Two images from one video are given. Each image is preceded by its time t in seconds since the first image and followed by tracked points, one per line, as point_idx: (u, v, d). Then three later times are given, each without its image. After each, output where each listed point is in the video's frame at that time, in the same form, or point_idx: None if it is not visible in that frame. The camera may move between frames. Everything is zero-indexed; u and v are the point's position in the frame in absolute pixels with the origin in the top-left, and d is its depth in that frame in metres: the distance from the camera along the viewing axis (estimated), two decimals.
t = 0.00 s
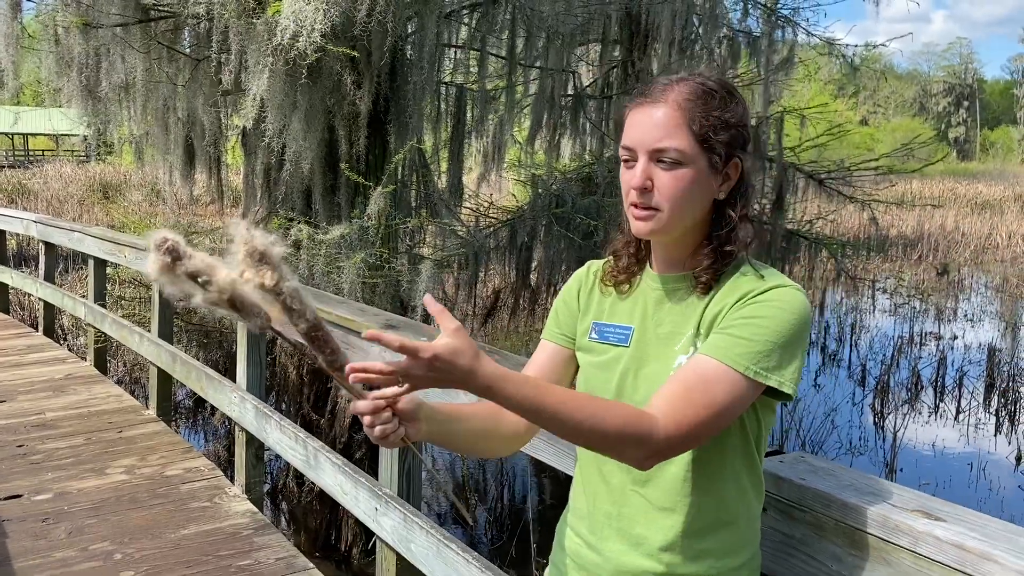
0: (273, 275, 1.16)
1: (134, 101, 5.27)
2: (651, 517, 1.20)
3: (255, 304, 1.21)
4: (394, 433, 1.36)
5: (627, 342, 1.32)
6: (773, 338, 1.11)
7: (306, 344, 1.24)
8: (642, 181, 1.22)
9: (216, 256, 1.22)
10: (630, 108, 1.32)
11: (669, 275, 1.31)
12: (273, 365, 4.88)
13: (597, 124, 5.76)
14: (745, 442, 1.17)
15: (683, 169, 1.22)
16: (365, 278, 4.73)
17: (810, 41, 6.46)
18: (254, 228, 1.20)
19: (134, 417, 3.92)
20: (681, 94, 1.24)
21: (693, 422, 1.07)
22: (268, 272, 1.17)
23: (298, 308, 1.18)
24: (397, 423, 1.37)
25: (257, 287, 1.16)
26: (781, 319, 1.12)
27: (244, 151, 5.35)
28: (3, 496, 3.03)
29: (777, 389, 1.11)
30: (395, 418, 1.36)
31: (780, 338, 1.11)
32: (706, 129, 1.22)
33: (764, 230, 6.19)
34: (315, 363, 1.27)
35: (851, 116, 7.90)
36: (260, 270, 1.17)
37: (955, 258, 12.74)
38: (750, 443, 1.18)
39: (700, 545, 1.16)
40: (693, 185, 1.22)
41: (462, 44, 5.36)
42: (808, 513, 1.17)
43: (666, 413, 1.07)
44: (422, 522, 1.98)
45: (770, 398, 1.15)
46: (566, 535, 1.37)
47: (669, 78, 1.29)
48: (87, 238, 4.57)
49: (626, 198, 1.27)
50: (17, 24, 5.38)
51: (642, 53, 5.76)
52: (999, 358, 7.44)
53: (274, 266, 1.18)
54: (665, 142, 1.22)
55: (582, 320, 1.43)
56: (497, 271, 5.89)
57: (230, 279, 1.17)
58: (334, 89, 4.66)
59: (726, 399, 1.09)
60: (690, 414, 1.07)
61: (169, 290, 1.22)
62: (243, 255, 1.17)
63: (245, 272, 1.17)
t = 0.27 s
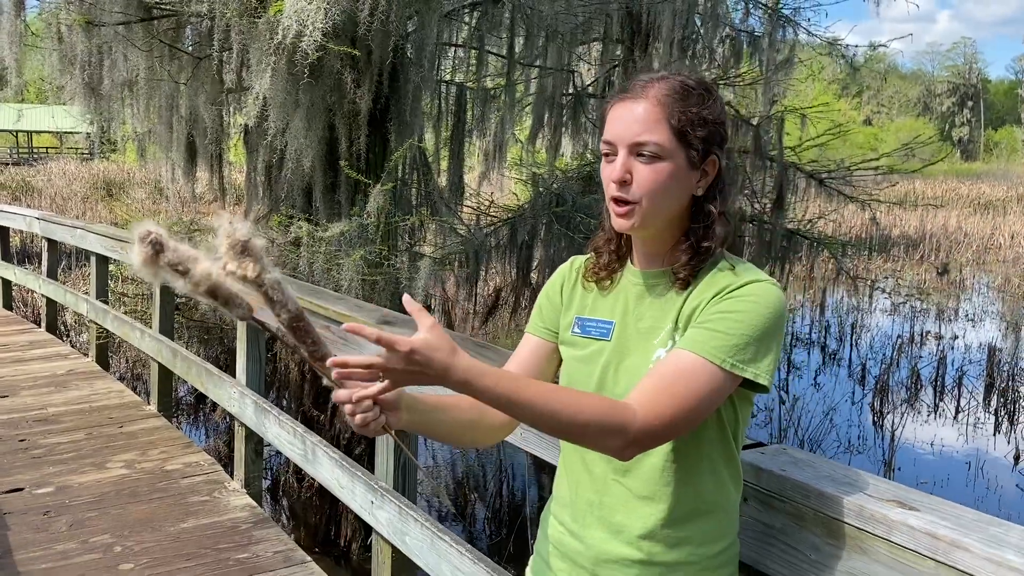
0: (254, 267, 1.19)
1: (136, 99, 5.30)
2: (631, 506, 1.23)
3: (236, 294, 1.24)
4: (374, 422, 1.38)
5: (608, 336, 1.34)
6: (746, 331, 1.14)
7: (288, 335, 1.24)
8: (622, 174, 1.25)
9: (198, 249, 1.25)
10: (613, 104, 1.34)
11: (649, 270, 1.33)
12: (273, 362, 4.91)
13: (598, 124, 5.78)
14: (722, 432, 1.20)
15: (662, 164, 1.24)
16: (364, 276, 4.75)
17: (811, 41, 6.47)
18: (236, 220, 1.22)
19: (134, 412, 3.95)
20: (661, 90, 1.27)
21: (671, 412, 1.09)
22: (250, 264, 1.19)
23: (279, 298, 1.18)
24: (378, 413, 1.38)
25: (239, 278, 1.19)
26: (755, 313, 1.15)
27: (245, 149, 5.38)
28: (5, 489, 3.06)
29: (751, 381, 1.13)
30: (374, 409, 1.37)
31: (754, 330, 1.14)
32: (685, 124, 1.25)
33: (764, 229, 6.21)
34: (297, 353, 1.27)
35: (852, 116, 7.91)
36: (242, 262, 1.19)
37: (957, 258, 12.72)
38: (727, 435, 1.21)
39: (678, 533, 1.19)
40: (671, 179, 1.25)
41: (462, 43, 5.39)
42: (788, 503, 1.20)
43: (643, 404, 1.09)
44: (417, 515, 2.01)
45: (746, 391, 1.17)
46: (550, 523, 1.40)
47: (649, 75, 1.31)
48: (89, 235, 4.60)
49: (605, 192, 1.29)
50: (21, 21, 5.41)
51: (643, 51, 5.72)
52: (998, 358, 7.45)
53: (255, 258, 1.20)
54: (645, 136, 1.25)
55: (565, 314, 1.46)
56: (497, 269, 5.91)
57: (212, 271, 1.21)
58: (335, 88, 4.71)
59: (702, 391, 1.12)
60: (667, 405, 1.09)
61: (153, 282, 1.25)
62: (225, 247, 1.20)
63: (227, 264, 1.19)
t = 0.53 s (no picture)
0: (249, 261, 1.17)
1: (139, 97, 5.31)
2: (625, 502, 1.23)
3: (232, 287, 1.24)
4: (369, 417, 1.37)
5: (602, 333, 1.35)
6: (738, 328, 1.14)
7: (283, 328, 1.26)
8: (617, 174, 1.26)
9: (196, 241, 1.25)
10: (606, 103, 1.35)
11: (643, 267, 1.34)
12: (274, 359, 4.92)
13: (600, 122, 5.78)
14: (716, 429, 1.20)
15: (656, 163, 1.25)
16: (366, 274, 4.76)
17: (814, 40, 6.46)
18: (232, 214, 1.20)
19: (136, 409, 3.96)
20: (653, 89, 1.28)
21: (664, 410, 1.09)
22: (246, 259, 1.17)
23: (273, 293, 1.19)
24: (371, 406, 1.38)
25: (234, 272, 1.18)
26: (747, 310, 1.15)
27: (248, 148, 5.38)
28: (7, 485, 3.08)
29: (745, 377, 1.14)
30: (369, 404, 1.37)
31: (746, 327, 1.14)
32: (678, 122, 1.25)
33: (766, 228, 6.20)
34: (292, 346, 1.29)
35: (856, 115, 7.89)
36: (237, 256, 1.17)
37: (961, 257, 12.69)
38: (721, 432, 1.21)
39: (671, 530, 1.20)
40: (666, 177, 1.25)
41: (465, 42, 5.39)
42: (782, 499, 1.21)
43: (635, 402, 1.09)
44: (416, 512, 2.01)
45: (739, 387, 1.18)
46: (544, 519, 1.41)
47: (641, 73, 1.31)
48: (92, 232, 4.61)
49: (601, 192, 1.30)
50: (25, 19, 5.43)
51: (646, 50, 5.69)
52: (1001, 358, 7.43)
53: (251, 253, 1.18)
54: (639, 136, 1.25)
55: (559, 311, 1.46)
56: (499, 268, 5.91)
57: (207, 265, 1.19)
58: (337, 87, 4.70)
59: (694, 388, 1.12)
60: (660, 402, 1.10)
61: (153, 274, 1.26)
62: (220, 242, 1.18)
63: (222, 258, 1.18)
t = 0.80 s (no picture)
0: (249, 255, 1.17)
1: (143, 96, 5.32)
2: (622, 501, 1.23)
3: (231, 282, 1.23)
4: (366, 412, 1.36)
5: (601, 330, 1.34)
6: (735, 324, 1.14)
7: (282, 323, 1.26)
8: (615, 171, 1.26)
9: (195, 235, 1.24)
10: (604, 100, 1.35)
11: (642, 264, 1.33)
12: (276, 357, 4.93)
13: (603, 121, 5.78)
14: (713, 428, 1.20)
15: (654, 160, 1.24)
16: (368, 272, 4.76)
17: (818, 40, 6.45)
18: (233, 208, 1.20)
19: (138, 407, 3.97)
20: (651, 86, 1.27)
21: (660, 407, 1.09)
22: (245, 253, 1.17)
23: (273, 287, 1.19)
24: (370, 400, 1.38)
25: (235, 266, 1.17)
26: (745, 307, 1.15)
27: (251, 146, 5.39)
28: (9, 482, 3.08)
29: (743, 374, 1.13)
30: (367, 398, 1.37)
31: (743, 325, 1.14)
32: (675, 119, 1.25)
33: (769, 227, 6.19)
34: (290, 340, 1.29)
35: (860, 115, 7.88)
36: (237, 250, 1.17)
37: (964, 258, 12.67)
38: (718, 430, 1.21)
39: (667, 529, 1.20)
40: (664, 175, 1.25)
41: (467, 41, 5.38)
42: (780, 498, 1.21)
43: (632, 399, 1.09)
44: (416, 510, 2.01)
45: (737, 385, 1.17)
46: (541, 516, 1.40)
47: (639, 71, 1.31)
48: (95, 230, 4.62)
49: (600, 190, 1.30)
50: (29, 17, 5.44)
51: (649, 49, 5.69)
52: (1004, 359, 7.41)
53: (250, 247, 1.18)
54: (637, 132, 1.25)
55: (558, 308, 1.46)
56: (501, 266, 5.92)
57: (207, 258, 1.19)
58: (339, 85, 4.67)
59: (691, 386, 1.12)
60: (657, 400, 1.09)
61: (150, 267, 1.25)
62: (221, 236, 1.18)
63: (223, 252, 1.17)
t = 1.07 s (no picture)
0: (243, 252, 1.17)
1: (145, 96, 5.32)
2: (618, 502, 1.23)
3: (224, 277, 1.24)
4: (359, 410, 1.37)
5: (596, 330, 1.34)
6: (733, 327, 1.13)
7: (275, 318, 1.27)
8: (612, 162, 1.24)
9: (188, 230, 1.24)
10: (603, 94, 1.34)
11: (638, 264, 1.33)
12: (278, 357, 4.93)
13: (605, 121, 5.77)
14: (710, 429, 1.20)
15: (653, 152, 1.23)
16: (369, 271, 4.76)
17: (821, 39, 6.43)
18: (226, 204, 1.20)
19: (139, 406, 3.97)
20: (653, 81, 1.27)
21: (664, 421, 1.09)
22: (238, 250, 1.17)
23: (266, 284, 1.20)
24: (364, 400, 1.39)
25: (228, 262, 1.17)
26: (742, 309, 1.15)
27: (253, 146, 5.39)
28: (9, 481, 3.09)
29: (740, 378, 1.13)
30: (360, 396, 1.38)
31: (741, 328, 1.13)
32: (675, 114, 1.24)
33: (771, 228, 6.17)
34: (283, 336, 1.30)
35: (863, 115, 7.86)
36: (230, 246, 1.17)
37: (968, 258, 12.63)
38: (715, 430, 1.20)
39: (663, 529, 1.19)
40: (663, 168, 1.24)
41: (469, 40, 5.38)
42: (777, 498, 1.20)
43: (638, 409, 1.09)
44: (415, 510, 2.01)
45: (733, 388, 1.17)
46: (537, 516, 1.40)
47: (639, 66, 1.31)
48: (97, 229, 4.63)
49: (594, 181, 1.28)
50: (31, 17, 5.44)
51: (652, 49, 5.68)
52: (1007, 359, 7.39)
53: (243, 244, 1.18)
54: (637, 125, 1.24)
55: (552, 308, 1.45)
56: (503, 266, 5.91)
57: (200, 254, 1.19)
58: (339, 84, 4.66)
59: (692, 398, 1.11)
60: (661, 413, 1.09)
61: (143, 262, 1.24)
62: (214, 232, 1.18)
63: (216, 248, 1.17)
